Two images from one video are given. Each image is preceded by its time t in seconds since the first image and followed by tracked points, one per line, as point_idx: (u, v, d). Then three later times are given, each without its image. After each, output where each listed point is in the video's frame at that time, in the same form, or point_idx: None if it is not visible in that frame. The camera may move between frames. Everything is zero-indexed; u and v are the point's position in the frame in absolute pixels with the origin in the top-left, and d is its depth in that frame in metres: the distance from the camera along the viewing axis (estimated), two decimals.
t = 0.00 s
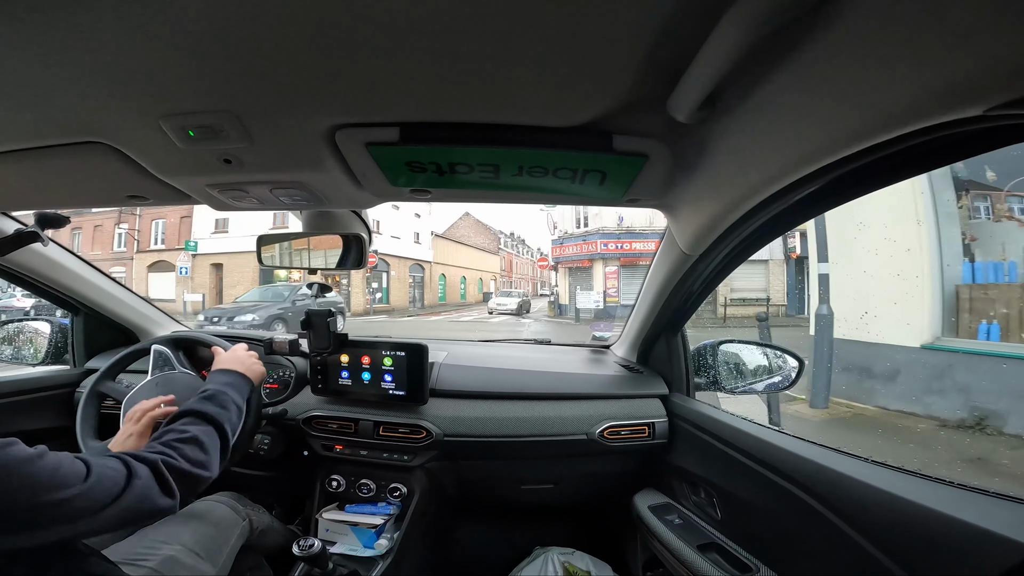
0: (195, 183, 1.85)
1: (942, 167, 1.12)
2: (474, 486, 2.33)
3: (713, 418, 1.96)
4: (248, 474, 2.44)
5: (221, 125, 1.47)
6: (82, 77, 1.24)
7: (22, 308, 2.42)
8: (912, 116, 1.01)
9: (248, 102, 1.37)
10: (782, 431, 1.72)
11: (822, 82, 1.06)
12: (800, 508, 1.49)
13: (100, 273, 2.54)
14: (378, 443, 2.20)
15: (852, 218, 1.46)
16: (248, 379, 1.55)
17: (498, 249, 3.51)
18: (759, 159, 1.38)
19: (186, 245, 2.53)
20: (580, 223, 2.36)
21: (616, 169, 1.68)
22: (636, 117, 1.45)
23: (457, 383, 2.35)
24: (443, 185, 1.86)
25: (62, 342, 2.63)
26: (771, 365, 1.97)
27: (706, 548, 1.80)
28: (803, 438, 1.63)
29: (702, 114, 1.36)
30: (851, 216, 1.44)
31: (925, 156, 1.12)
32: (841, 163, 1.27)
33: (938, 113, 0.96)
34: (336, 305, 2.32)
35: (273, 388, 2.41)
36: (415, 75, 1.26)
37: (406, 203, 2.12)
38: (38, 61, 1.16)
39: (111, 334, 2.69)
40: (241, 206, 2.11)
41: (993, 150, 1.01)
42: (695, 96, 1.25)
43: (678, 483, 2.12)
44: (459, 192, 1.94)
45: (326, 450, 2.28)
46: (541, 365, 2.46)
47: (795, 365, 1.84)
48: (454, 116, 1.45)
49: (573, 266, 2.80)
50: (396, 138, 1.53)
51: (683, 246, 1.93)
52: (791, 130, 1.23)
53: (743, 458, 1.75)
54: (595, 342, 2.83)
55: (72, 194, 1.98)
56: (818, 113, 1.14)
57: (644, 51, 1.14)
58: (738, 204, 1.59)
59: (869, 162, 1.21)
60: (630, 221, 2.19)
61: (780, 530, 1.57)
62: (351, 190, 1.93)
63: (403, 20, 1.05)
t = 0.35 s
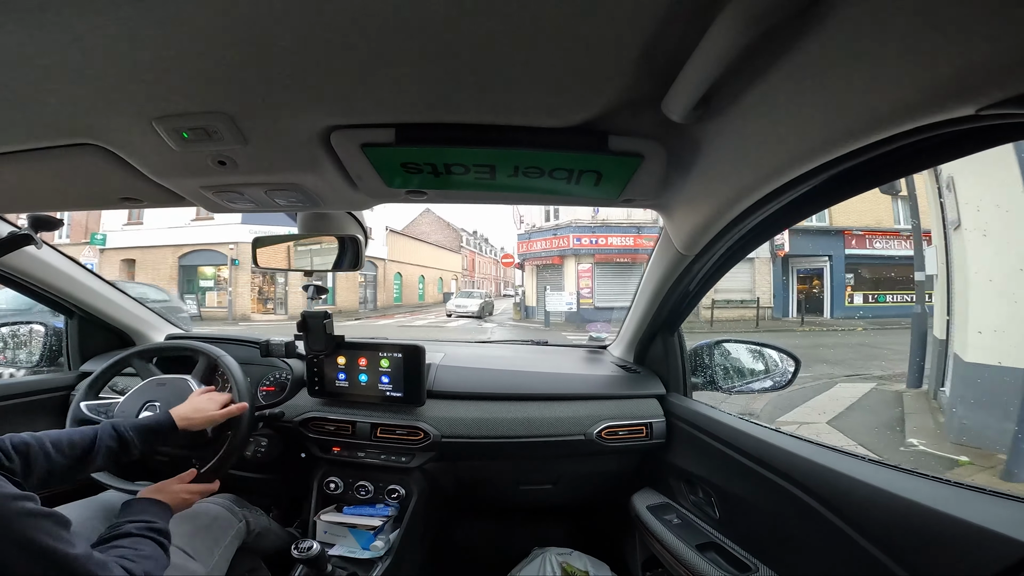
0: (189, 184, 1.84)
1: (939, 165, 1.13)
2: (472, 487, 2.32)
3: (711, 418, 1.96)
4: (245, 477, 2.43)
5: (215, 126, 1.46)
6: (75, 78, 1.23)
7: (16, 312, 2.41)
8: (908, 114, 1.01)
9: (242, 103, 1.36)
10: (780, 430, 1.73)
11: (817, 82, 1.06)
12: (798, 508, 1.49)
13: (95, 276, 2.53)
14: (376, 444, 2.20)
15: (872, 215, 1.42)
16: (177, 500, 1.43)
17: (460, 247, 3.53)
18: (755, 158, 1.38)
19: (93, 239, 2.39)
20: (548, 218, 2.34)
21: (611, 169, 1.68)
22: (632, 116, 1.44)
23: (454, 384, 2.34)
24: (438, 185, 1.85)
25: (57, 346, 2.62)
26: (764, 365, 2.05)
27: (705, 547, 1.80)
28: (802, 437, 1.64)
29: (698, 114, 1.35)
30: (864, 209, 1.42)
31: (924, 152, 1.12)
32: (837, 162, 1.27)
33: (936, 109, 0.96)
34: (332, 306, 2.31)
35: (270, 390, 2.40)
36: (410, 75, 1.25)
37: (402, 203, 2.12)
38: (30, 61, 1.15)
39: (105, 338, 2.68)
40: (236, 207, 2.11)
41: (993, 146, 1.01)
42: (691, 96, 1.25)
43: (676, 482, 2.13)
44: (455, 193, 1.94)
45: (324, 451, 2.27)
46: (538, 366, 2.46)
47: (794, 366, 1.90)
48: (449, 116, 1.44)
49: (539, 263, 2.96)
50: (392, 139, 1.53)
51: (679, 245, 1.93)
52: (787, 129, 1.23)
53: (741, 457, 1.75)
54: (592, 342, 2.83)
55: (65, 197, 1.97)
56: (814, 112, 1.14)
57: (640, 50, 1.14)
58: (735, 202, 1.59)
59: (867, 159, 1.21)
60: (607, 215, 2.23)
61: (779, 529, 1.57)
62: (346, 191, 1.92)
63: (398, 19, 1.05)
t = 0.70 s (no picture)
0: (192, 185, 1.84)
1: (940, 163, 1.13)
2: (476, 486, 2.33)
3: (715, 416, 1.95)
4: (248, 477, 2.43)
5: (216, 127, 1.46)
6: (77, 81, 1.23)
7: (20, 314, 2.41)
8: (908, 111, 1.01)
9: (243, 105, 1.36)
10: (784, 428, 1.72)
11: (817, 79, 1.06)
12: (803, 505, 1.49)
13: (97, 278, 2.53)
14: (380, 444, 2.20)
15: (877, 218, 1.43)
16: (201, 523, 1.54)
17: (400, 244, 2.97)
18: (758, 155, 1.37)
19: None
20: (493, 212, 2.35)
21: (613, 167, 1.67)
22: (632, 114, 1.44)
23: (457, 383, 2.34)
24: (439, 185, 1.85)
25: (62, 348, 2.63)
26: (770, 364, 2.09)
27: (709, 545, 1.79)
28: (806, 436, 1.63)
29: (698, 112, 1.35)
30: (867, 209, 1.43)
31: (930, 148, 1.11)
32: (837, 160, 1.27)
33: (940, 106, 0.95)
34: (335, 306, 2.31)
35: (273, 391, 2.40)
36: (410, 75, 1.25)
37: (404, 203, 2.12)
38: (33, 64, 1.16)
39: (108, 339, 2.68)
40: (238, 208, 2.11)
41: (1001, 141, 0.99)
42: (691, 93, 1.25)
43: (680, 481, 2.12)
44: (457, 192, 1.94)
45: (328, 452, 2.28)
46: (540, 365, 2.46)
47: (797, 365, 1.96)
48: (450, 116, 1.44)
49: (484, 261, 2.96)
50: (392, 139, 1.53)
51: (681, 243, 1.92)
52: (787, 126, 1.23)
53: (744, 455, 1.75)
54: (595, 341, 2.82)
55: (67, 199, 1.97)
56: (815, 109, 1.13)
57: (640, 48, 1.14)
58: (739, 200, 1.58)
59: (872, 156, 1.20)
60: (559, 209, 2.21)
61: (783, 526, 1.57)
62: (348, 191, 1.92)
63: (397, 20, 1.05)
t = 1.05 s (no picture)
0: (203, 185, 1.86)
1: (949, 165, 1.12)
2: (482, 486, 2.32)
3: (724, 419, 1.94)
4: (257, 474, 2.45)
5: (227, 127, 1.47)
6: (91, 83, 1.25)
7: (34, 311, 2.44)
8: (920, 110, 1.00)
9: (253, 106, 1.37)
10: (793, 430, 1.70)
11: (827, 80, 1.05)
12: (811, 508, 1.48)
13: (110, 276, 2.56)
14: (387, 444, 2.21)
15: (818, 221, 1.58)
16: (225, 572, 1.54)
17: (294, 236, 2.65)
18: (767, 154, 1.37)
19: None
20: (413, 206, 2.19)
21: (620, 169, 1.68)
22: (642, 115, 1.44)
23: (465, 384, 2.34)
24: (447, 185, 1.86)
25: (75, 345, 2.66)
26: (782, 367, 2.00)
27: (716, 548, 1.78)
28: (816, 439, 1.61)
29: (707, 113, 1.35)
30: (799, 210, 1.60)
31: (945, 148, 1.09)
32: (847, 161, 1.26)
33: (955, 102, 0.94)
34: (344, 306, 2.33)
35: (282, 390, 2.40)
36: (419, 75, 1.25)
37: (413, 203, 2.13)
38: (49, 65, 1.18)
39: (120, 337, 2.70)
40: (249, 208, 2.13)
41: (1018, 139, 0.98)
42: (700, 94, 1.24)
43: (687, 483, 2.12)
44: (465, 192, 1.94)
45: (336, 450, 2.29)
46: (548, 366, 2.45)
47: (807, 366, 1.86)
48: (458, 116, 1.45)
49: (400, 257, 2.76)
50: (401, 139, 1.54)
51: (689, 244, 1.92)
52: (797, 127, 1.22)
53: (753, 457, 1.74)
54: (603, 342, 2.82)
55: (82, 198, 2.00)
56: (825, 109, 1.13)
57: (649, 49, 1.14)
58: (748, 200, 1.57)
59: (884, 155, 1.19)
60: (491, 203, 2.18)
61: (790, 529, 1.56)
62: (356, 191, 1.93)
63: (407, 21, 1.05)
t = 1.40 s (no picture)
0: (222, 189, 1.89)
1: (965, 164, 1.11)
2: (496, 487, 2.32)
3: (740, 420, 1.92)
4: (273, 474, 2.47)
5: (245, 131, 1.49)
6: (113, 89, 1.28)
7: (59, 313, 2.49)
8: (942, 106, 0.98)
9: (269, 109, 1.39)
10: (811, 432, 1.68)
11: (844, 78, 1.04)
12: (829, 510, 1.47)
13: (132, 278, 2.60)
14: (401, 444, 2.22)
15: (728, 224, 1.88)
16: None
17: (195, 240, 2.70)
18: (785, 154, 1.35)
19: None
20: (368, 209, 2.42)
21: (634, 170, 1.67)
22: (657, 115, 1.43)
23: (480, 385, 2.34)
24: (461, 187, 1.86)
25: (99, 346, 2.71)
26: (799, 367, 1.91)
27: (732, 551, 1.77)
28: (834, 440, 1.58)
29: (721, 113, 1.34)
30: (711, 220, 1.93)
31: (968, 145, 1.07)
32: (866, 160, 1.25)
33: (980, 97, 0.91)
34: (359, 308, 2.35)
35: (299, 391, 2.45)
36: (434, 78, 1.26)
37: (427, 206, 2.13)
38: (73, 72, 1.20)
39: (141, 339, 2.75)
40: (267, 212, 2.15)
41: None
42: (715, 94, 1.23)
43: (704, 485, 2.11)
44: (479, 194, 1.95)
45: (352, 451, 2.30)
46: (563, 367, 2.45)
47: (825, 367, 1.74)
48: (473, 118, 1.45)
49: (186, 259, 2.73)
50: (415, 142, 1.55)
51: (705, 244, 1.90)
52: (814, 126, 1.21)
53: (769, 460, 1.72)
54: (618, 344, 2.80)
55: (106, 202, 2.04)
56: (843, 108, 1.11)
57: (663, 48, 1.13)
58: (766, 199, 1.56)
59: (905, 152, 1.17)
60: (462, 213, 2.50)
61: (809, 532, 1.54)
62: (371, 193, 1.95)
63: (420, 23, 1.06)
